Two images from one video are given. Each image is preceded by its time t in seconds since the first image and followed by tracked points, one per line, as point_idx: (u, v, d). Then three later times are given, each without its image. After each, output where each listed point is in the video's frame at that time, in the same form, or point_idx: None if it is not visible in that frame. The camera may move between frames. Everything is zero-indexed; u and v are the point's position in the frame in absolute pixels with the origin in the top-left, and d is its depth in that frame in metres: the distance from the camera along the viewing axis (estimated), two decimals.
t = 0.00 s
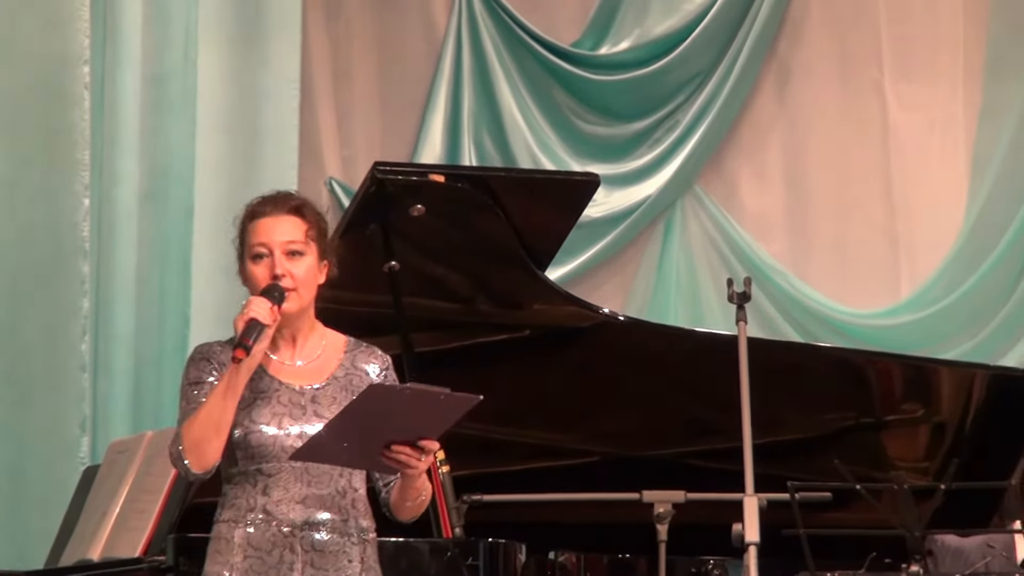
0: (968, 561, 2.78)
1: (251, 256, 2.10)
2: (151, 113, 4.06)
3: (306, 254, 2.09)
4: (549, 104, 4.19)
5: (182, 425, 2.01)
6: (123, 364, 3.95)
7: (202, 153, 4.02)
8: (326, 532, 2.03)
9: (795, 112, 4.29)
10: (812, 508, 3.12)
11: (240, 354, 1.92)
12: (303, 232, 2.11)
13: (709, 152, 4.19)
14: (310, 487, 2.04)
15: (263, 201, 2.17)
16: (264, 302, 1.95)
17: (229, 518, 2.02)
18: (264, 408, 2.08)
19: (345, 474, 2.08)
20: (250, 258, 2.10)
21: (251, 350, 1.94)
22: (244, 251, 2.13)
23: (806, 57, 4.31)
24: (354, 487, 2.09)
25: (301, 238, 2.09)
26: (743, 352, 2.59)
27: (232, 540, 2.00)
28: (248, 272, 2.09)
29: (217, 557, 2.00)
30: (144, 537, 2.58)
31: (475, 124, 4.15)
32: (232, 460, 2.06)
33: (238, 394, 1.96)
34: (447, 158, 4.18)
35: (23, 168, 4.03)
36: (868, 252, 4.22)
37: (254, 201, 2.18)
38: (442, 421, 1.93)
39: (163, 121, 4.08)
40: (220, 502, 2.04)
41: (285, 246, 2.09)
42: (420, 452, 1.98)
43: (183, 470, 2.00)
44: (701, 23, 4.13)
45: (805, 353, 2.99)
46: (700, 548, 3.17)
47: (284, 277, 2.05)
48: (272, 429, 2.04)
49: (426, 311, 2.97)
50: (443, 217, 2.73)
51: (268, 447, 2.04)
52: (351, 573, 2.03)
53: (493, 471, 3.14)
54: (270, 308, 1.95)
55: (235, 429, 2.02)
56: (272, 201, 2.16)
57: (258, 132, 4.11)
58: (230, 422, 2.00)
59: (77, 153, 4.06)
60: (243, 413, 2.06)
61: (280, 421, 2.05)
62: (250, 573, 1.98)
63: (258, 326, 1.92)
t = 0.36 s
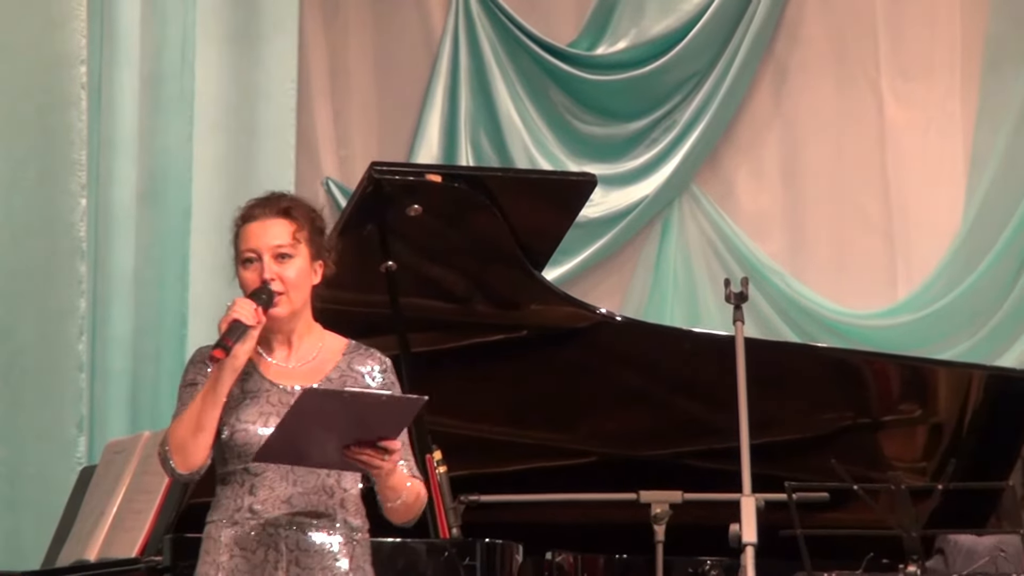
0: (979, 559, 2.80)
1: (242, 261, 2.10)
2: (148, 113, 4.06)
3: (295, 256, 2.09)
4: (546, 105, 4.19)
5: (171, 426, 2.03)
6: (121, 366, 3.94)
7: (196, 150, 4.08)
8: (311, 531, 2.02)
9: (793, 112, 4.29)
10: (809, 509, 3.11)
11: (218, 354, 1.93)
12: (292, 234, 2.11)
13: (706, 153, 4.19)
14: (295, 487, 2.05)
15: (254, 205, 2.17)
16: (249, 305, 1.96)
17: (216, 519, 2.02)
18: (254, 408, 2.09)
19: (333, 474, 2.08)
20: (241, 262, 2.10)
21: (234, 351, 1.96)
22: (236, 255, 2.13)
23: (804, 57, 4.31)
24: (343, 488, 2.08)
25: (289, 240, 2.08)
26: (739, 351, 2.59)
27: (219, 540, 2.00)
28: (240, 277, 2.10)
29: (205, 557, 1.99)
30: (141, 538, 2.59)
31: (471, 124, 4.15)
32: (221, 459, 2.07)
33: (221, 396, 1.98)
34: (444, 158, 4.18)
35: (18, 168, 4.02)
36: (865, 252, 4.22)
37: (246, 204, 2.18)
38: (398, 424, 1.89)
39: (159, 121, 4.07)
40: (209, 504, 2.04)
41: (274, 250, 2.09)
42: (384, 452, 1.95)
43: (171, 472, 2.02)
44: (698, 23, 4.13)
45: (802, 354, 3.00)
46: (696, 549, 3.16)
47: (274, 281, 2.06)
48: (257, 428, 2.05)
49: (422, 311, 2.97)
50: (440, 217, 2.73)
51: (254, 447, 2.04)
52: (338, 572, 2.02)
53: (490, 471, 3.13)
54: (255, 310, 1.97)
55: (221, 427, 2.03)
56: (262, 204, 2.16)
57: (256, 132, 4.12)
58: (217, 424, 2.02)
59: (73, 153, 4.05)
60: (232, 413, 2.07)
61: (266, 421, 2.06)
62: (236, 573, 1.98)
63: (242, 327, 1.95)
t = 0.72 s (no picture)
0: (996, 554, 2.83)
1: (245, 249, 2.12)
2: (147, 113, 4.07)
3: (298, 247, 2.11)
4: (544, 105, 4.19)
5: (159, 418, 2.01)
6: (119, 367, 3.94)
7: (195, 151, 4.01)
8: (305, 531, 2.01)
9: (791, 112, 4.30)
10: (806, 508, 3.11)
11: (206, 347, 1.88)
12: (299, 227, 2.14)
13: (704, 153, 4.19)
14: (289, 487, 2.04)
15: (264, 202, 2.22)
16: (241, 298, 1.91)
17: (212, 519, 2.02)
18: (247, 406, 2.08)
19: (328, 474, 2.07)
20: (243, 249, 2.12)
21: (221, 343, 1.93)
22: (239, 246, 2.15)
23: (802, 57, 4.31)
24: (338, 487, 2.06)
25: (295, 230, 2.12)
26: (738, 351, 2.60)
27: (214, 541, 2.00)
28: (242, 264, 2.12)
29: (200, 558, 2.00)
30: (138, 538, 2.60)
31: (469, 125, 4.15)
32: (217, 459, 2.07)
33: (209, 390, 1.97)
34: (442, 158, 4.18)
35: (17, 168, 4.03)
36: (864, 252, 4.22)
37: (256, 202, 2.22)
38: (379, 432, 1.85)
39: (158, 121, 4.07)
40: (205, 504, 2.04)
41: (278, 239, 2.11)
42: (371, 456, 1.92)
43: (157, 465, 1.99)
44: (696, 24, 4.13)
45: (800, 352, 3.00)
46: (694, 548, 3.16)
47: (274, 266, 2.07)
48: (251, 428, 2.04)
49: (420, 311, 2.97)
50: (437, 218, 2.72)
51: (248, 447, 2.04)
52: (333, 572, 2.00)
53: (488, 471, 3.13)
54: (247, 304, 1.91)
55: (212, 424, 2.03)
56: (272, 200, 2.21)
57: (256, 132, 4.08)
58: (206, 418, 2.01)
59: (71, 153, 4.06)
60: (225, 412, 2.06)
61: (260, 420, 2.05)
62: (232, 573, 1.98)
63: (232, 320, 1.89)
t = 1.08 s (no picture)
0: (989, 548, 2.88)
1: (237, 263, 2.08)
2: (144, 114, 4.07)
3: (291, 260, 2.08)
4: (541, 106, 4.19)
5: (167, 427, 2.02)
6: (116, 367, 3.94)
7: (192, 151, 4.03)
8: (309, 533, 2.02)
9: (787, 114, 4.30)
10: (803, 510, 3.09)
11: (222, 361, 1.94)
12: (290, 238, 2.09)
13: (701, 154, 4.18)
14: (294, 489, 2.04)
15: (249, 206, 2.15)
16: (251, 309, 1.95)
17: (215, 520, 2.02)
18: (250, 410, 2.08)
19: (331, 476, 2.07)
20: (235, 264, 2.08)
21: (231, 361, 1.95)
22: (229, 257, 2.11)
23: (799, 58, 4.32)
24: (341, 489, 2.07)
25: (287, 245, 2.07)
26: (734, 353, 2.60)
27: (218, 542, 2.00)
28: (234, 279, 2.08)
29: (203, 559, 2.00)
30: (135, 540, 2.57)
31: (466, 127, 4.15)
32: (219, 461, 2.06)
33: (221, 400, 1.97)
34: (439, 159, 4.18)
35: (15, 170, 4.02)
36: (861, 253, 4.22)
37: (241, 205, 2.15)
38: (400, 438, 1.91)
39: (155, 121, 4.07)
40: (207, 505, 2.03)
41: (271, 254, 2.07)
42: (384, 461, 1.98)
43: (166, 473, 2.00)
44: (693, 25, 4.12)
45: (797, 356, 2.99)
46: (692, 550, 3.16)
47: (271, 285, 2.05)
48: (256, 431, 2.04)
49: (418, 312, 2.97)
50: (435, 219, 2.72)
51: (253, 450, 2.04)
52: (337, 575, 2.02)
53: (485, 472, 3.13)
54: (256, 314, 1.96)
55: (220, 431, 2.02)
56: (258, 205, 2.14)
57: (251, 135, 4.09)
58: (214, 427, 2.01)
59: (68, 154, 4.05)
60: (228, 416, 2.06)
61: (265, 424, 2.05)
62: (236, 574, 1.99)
63: (242, 333, 1.93)
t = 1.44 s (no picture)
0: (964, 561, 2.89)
1: (238, 249, 2.13)
2: (137, 115, 4.06)
3: (293, 248, 2.13)
4: (534, 108, 4.19)
5: (160, 419, 2.01)
6: (109, 370, 3.94)
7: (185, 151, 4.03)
8: (305, 535, 2.02)
9: (781, 116, 4.29)
10: (796, 512, 3.10)
11: (217, 345, 1.92)
12: (292, 229, 2.16)
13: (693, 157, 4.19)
14: (290, 490, 2.04)
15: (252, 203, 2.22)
16: (245, 297, 1.97)
17: (210, 521, 2.01)
18: (245, 409, 2.08)
19: (326, 477, 2.08)
20: (236, 250, 2.13)
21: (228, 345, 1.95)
22: (229, 247, 2.15)
23: (793, 60, 4.31)
24: (335, 490, 2.08)
25: (290, 232, 2.13)
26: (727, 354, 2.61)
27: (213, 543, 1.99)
28: (234, 265, 2.13)
29: (197, 560, 1.98)
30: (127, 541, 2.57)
31: (459, 128, 4.13)
32: (212, 461, 2.06)
33: (217, 385, 1.97)
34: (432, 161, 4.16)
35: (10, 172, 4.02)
36: (853, 255, 4.23)
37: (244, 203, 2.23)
38: (423, 425, 1.90)
39: (148, 122, 4.07)
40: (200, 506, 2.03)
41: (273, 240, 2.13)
42: (405, 451, 1.97)
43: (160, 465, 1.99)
44: (686, 27, 4.13)
45: (790, 358, 2.99)
46: (684, 551, 3.17)
47: (272, 266, 2.09)
48: (252, 430, 2.04)
49: (411, 314, 2.97)
50: (427, 221, 2.73)
51: (248, 450, 2.04)
52: None
53: (477, 474, 3.13)
54: (251, 302, 1.98)
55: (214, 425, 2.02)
56: (262, 202, 2.22)
57: (246, 136, 4.11)
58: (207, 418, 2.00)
59: (62, 155, 4.03)
60: (224, 415, 2.06)
61: (260, 423, 2.05)
62: None
63: (238, 317, 1.94)
